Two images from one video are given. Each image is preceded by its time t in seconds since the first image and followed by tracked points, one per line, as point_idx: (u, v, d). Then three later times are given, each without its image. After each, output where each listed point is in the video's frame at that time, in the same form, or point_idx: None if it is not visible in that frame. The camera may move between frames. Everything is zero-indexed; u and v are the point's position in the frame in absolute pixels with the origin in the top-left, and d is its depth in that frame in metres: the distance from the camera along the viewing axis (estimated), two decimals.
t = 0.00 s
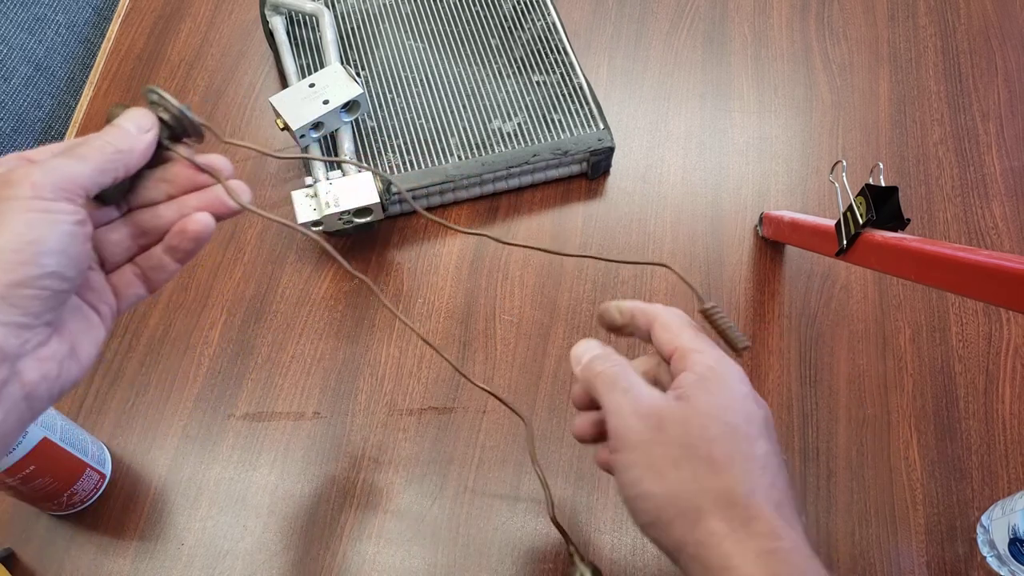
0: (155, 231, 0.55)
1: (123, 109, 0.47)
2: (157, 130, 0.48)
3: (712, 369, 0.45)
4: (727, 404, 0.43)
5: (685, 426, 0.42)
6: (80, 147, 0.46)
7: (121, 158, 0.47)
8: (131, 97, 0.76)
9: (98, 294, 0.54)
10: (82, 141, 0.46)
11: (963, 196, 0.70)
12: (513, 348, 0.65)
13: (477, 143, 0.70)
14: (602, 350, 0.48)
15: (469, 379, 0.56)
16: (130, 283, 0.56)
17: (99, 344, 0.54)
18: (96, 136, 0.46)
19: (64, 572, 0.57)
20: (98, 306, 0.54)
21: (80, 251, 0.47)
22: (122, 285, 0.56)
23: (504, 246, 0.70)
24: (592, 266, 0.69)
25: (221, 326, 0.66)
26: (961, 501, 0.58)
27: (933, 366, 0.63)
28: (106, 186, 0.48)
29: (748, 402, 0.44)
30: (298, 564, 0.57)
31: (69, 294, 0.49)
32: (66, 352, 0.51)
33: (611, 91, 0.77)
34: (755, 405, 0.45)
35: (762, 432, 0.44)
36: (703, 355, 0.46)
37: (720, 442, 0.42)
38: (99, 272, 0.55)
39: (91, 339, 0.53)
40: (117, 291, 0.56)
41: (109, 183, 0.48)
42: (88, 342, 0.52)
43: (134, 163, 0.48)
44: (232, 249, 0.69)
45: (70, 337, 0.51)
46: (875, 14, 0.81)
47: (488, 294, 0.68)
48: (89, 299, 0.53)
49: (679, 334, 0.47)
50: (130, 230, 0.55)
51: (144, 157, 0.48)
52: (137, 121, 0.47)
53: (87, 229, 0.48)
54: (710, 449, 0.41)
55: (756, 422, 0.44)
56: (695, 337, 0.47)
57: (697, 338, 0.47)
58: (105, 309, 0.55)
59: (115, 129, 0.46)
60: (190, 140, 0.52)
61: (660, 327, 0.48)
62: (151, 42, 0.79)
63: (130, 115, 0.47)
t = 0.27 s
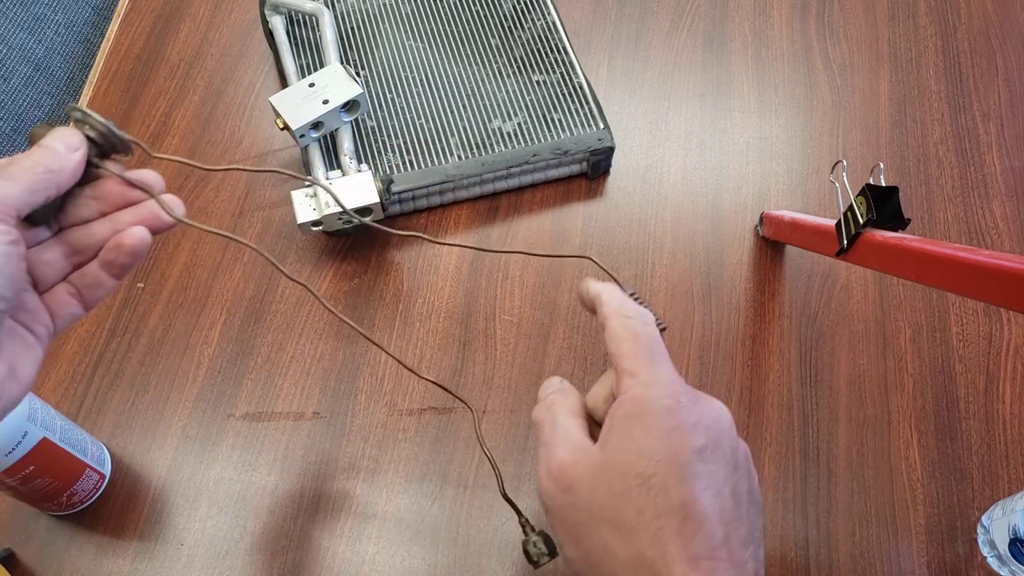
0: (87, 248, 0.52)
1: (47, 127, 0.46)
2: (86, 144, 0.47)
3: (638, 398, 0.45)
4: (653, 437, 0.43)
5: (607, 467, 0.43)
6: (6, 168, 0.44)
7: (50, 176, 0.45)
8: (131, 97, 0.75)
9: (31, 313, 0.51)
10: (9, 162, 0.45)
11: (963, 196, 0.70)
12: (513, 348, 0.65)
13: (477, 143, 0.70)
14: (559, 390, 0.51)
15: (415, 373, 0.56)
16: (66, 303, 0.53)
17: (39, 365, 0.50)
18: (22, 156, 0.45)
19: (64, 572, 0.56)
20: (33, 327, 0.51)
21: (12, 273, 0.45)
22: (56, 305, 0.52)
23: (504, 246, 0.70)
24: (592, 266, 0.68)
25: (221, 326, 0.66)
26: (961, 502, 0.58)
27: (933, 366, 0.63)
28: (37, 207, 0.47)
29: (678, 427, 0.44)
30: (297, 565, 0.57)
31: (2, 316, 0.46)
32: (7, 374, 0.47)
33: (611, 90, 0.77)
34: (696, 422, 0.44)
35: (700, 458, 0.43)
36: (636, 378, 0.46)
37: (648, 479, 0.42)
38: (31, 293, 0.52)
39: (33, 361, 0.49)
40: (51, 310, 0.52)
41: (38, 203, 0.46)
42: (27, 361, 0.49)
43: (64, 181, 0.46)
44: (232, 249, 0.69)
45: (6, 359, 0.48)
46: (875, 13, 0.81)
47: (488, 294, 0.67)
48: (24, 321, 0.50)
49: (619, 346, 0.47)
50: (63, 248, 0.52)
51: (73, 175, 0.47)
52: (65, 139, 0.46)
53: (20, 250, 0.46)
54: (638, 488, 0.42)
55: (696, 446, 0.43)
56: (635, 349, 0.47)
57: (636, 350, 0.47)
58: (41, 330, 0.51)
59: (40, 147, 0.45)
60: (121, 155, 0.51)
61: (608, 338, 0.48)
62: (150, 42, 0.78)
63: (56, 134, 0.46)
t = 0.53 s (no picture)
0: (72, 260, 0.53)
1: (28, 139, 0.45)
2: (68, 156, 0.47)
3: (606, 416, 0.46)
4: (618, 457, 0.45)
5: (575, 492, 0.45)
6: None
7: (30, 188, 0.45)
8: (131, 97, 0.75)
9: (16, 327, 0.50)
10: None
11: (963, 196, 0.70)
12: (513, 348, 0.65)
13: (477, 143, 0.70)
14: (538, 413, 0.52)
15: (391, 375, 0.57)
16: (52, 315, 0.52)
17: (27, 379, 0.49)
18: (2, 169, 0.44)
19: (64, 572, 0.56)
20: (19, 339, 0.50)
21: None
22: (41, 318, 0.52)
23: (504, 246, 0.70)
24: (592, 266, 0.69)
25: (221, 326, 0.66)
26: (961, 501, 0.58)
27: (933, 366, 0.63)
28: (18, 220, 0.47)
29: (643, 445, 0.45)
30: (298, 565, 0.57)
31: None
32: None
33: (611, 91, 0.77)
34: (663, 438, 0.45)
35: (667, 475, 0.44)
36: (607, 394, 0.47)
37: (614, 501, 0.44)
38: (15, 307, 0.51)
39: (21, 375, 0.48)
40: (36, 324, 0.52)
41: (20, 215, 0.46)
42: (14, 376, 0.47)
43: (47, 193, 0.46)
44: (232, 249, 0.69)
45: None
46: (875, 13, 0.81)
47: (488, 294, 0.67)
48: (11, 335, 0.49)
49: (599, 356, 0.49)
50: (49, 260, 0.52)
51: (55, 186, 0.46)
52: (47, 152, 0.45)
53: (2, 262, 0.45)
54: (605, 510, 0.44)
55: (663, 462, 0.44)
56: (612, 362, 0.48)
57: (614, 362, 0.48)
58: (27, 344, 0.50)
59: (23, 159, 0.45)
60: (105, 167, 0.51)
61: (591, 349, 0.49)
62: (150, 42, 0.78)
63: (38, 146, 0.46)
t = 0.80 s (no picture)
0: (59, 256, 0.52)
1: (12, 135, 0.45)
2: (52, 150, 0.46)
3: (610, 429, 0.46)
4: (621, 472, 0.45)
5: (577, 509, 0.45)
6: None
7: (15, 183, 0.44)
8: (131, 97, 0.75)
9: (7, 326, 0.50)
10: None
11: (963, 196, 0.70)
12: (513, 348, 0.65)
13: (477, 143, 0.70)
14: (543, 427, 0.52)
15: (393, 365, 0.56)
16: (42, 311, 0.53)
17: (17, 377, 0.49)
18: None
19: (64, 572, 0.56)
20: (9, 338, 0.50)
21: None
22: (31, 315, 0.52)
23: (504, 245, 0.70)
24: (592, 266, 0.69)
25: (221, 326, 0.66)
26: (961, 502, 0.58)
27: (933, 366, 0.63)
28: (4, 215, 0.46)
29: (646, 461, 0.45)
30: (298, 565, 0.57)
31: None
32: None
33: (611, 91, 0.77)
34: (667, 453, 0.45)
35: (670, 491, 0.44)
36: (611, 407, 0.47)
37: (616, 517, 0.44)
38: (5, 305, 0.51)
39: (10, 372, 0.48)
40: (26, 321, 0.52)
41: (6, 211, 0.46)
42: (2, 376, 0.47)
43: (33, 187, 0.46)
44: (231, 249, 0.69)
45: None
46: (875, 13, 0.81)
47: (488, 294, 0.67)
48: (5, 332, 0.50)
49: (606, 366, 0.48)
50: (36, 256, 0.52)
51: (41, 181, 0.46)
52: (32, 147, 0.45)
53: None
54: (607, 528, 0.44)
55: (667, 477, 0.44)
56: (617, 372, 0.48)
57: (622, 372, 0.48)
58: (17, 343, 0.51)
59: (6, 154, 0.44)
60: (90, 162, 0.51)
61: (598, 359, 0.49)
62: (151, 42, 0.78)
63: (23, 142, 0.45)
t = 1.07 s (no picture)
0: (54, 257, 0.52)
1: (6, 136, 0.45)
2: (46, 151, 0.46)
3: (612, 430, 0.46)
4: (624, 471, 0.45)
5: (581, 509, 0.45)
6: None
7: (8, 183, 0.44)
8: (131, 97, 0.75)
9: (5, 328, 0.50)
10: None
11: (963, 196, 0.70)
12: (513, 348, 0.65)
13: (477, 143, 0.70)
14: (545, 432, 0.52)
15: (391, 363, 0.56)
16: (37, 314, 0.53)
17: (14, 378, 0.49)
18: None
19: (64, 572, 0.56)
20: (6, 340, 0.50)
21: None
22: (26, 317, 0.52)
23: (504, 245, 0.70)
24: (592, 266, 0.69)
25: (221, 326, 0.66)
26: (961, 502, 0.58)
27: (933, 366, 0.63)
28: None
29: (648, 460, 0.45)
30: (298, 565, 0.57)
31: None
32: None
33: (611, 91, 0.77)
34: (669, 452, 0.45)
35: (673, 490, 0.44)
36: (612, 409, 0.47)
37: (620, 517, 0.44)
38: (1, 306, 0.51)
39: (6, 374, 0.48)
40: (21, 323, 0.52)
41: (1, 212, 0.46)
42: None
43: (28, 187, 0.46)
44: (231, 249, 0.69)
45: None
46: (875, 13, 0.81)
47: (488, 294, 0.67)
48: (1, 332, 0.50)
49: (607, 372, 0.48)
50: (32, 258, 0.52)
51: (36, 181, 0.46)
52: (27, 148, 0.45)
53: None
54: (611, 527, 0.44)
55: (669, 475, 0.45)
56: (618, 377, 0.48)
57: (622, 377, 0.48)
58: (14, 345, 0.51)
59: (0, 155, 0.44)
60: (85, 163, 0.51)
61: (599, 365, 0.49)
62: (151, 42, 0.78)
63: (17, 142, 0.45)
